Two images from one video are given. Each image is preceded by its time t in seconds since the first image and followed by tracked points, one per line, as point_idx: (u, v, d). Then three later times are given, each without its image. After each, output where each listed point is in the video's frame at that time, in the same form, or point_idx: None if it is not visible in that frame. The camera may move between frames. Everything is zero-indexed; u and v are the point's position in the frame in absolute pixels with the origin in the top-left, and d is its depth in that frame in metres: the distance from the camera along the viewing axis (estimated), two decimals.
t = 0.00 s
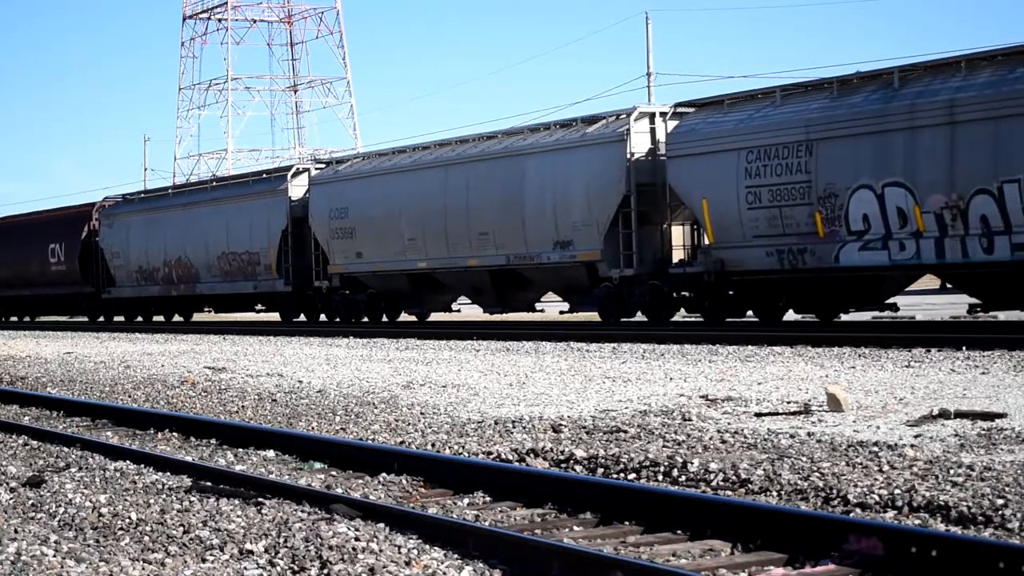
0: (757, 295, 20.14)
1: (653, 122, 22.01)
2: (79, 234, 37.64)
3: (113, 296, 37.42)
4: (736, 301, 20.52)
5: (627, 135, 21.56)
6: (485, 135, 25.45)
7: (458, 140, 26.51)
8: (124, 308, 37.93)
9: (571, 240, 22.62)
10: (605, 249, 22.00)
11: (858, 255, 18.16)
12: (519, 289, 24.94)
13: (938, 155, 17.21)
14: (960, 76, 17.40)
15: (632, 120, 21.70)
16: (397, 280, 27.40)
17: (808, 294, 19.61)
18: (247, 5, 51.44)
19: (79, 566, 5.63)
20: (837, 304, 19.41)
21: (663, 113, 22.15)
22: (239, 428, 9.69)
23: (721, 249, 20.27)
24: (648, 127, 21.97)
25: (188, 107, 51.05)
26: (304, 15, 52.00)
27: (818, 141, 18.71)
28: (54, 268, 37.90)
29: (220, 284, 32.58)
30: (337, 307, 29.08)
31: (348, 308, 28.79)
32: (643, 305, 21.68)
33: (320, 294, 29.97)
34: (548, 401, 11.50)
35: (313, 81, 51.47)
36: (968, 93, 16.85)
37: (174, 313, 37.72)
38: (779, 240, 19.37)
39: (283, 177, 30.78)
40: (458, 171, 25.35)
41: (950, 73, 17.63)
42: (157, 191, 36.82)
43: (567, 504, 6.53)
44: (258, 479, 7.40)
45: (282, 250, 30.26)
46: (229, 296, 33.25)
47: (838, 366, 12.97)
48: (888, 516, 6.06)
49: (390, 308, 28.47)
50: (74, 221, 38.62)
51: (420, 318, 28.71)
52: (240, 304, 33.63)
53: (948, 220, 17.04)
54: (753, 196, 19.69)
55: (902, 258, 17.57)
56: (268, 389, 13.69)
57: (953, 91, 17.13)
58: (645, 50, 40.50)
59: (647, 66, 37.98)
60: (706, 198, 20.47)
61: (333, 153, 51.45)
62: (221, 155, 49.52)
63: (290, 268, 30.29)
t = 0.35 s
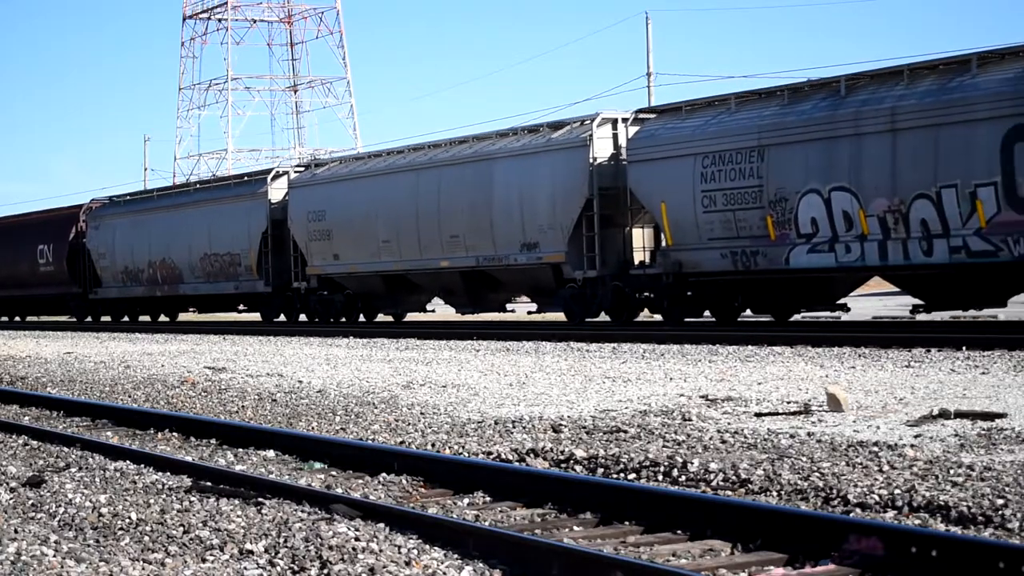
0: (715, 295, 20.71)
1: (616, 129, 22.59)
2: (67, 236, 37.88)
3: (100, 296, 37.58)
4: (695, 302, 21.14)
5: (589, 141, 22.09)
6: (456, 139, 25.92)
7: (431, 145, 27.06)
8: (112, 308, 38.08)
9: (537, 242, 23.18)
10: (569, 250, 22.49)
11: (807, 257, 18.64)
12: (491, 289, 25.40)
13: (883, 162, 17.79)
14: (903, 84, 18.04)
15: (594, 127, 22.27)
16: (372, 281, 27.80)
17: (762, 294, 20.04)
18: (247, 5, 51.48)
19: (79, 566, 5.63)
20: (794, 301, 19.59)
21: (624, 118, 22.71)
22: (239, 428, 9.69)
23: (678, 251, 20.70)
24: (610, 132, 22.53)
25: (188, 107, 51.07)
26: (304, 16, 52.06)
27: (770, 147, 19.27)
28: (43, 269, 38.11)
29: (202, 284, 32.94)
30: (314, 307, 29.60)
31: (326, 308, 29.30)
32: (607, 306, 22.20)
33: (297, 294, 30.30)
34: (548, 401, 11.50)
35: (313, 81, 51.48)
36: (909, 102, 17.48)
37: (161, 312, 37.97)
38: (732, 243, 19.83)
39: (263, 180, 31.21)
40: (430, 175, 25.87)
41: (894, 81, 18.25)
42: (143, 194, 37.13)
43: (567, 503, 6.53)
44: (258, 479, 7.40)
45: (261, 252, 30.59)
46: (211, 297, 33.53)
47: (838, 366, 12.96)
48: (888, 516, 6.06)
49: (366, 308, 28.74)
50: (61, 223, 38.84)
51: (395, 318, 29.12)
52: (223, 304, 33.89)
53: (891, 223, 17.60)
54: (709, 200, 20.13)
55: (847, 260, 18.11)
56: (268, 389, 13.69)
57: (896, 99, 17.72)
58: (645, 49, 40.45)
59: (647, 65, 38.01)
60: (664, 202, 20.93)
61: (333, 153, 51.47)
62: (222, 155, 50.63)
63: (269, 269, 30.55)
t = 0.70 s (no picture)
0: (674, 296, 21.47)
1: (581, 134, 23.04)
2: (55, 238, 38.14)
3: (87, 297, 37.81)
4: (655, 303, 21.90)
5: (554, 146, 22.62)
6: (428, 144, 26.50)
7: (404, 149, 27.62)
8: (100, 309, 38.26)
9: (505, 243, 23.66)
10: (536, 252, 23.04)
11: (759, 260, 19.34)
12: (462, 290, 25.81)
13: (829, 166, 18.51)
14: (850, 92, 18.81)
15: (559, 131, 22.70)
16: (348, 282, 28.30)
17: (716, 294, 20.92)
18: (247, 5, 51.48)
19: (79, 566, 5.63)
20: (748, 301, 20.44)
21: (590, 123, 23.18)
22: (239, 429, 9.69)
23: (638, 253, 21.40)
24: (575, 138, 22.99)
25: (187, 107, 51.07)
26: (304, 15, 52.07)
27: (724, 152, 19.93)
28: (32, 270, 38.39)
29: (185, 285, 33.32)
30: (293, 308, 29.77)
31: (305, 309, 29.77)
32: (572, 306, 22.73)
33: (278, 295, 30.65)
34: (548, 401, 11.50)
35: (313, 81, 51.47)
36: (853, 109, 18.23)
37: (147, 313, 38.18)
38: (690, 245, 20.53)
39: (244, 182, 31.65)
40: (402, 178, 26.38)
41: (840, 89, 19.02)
42: (127, 196, 37.46)
43: (567, 503, 6.53)
44: (258, 479, 7.40)
45: (242, 253, 31.05)
46: (194, 298, 33.86)
47: (838, 366, 12.96)
48: (888, 516, 6.06)
49: (345, 308, 29.23)
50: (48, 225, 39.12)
51: (374, 318, 29.55)
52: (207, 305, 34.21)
53: (837, 227, 18.36)
54: (667, 204, 20.83)
55: (797, 263, 18.86)
56: (268, 389, 13.69)
57: (841, 106, 18.50)
58: (645, 48, 40.39)
59: (647, 65, 38.00)
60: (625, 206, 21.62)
61: (333, 153, 51.48)
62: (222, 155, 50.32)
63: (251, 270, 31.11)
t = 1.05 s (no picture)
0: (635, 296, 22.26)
1: (547, 139, 23.84)
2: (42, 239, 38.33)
3: (75, 298, 38.08)
4: (619, 303, 22.59)
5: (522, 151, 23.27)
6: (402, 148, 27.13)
7: (380, 153, 28.24)
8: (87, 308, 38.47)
9: (475, 245, 24.24)
10: (504, 254, 23.66)
11: (714, 262, 20.04)
12: (435, 291, 26.57)
13: (780, 172, 19.25)
14: (800, 100, 19.61)
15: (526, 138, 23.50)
16: (326, 283, 28.92)
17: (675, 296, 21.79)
18: (247, 5, 51.45)
19: (79, 566, 5.63)
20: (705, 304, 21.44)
21: (556, 129, 24.00)
22: (239, 428, 9.69)
23: (601, 255, 22.13)
24: (542, 143, 23.77)
25: (188, 107, 51.03)
26: (304, 15, 52.02)
27: (681, 157, 20.66)
28: (20, 271, 38.60)
29: (169, 286, 33.61)
30: (274, 307, 30.28)
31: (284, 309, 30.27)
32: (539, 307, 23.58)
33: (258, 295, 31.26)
34: (548, 401, 11.49)
35: (313, 80, 51.40)
36: (802, 116, 19.01)
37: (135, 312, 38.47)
38: (649, 247, 21.22)
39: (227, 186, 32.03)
40: (377, 182, 26.98)
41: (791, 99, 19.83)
42: (113, 198, 37.76)
43: (567, 503, 6.53)
44: (258, 479, 7.40)
45: (225, 254, 31.48)
46: (178, 298, 34.14)
47: (838, 366, 12.96)
48: (887, 516, 6.06)
49: (323, 308, 29.80)
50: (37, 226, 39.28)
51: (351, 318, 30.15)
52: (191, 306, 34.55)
53: (787, 230, 19.10)
54: (627, 207, 21.58)
55: (750, 264, 19.56)
56: (267, 389, 13.69)
57: (791, 114, 19.28)
58: (646, 48, 40.33)
59: (647, 65, 37.96)
60: (588, 208, 22.37)
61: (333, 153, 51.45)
62: (221, 155, 50.60)
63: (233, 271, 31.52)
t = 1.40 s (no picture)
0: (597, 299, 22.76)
1: (514, 144, 24.53)
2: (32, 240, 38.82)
3: (64, 299, 38.49)
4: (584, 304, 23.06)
5: (491, 155, 23.94)
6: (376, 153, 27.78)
7: (355, 157, 28.87)
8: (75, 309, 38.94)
9: (447, 247, 24.85)
10: (473, 255, 24.27)
11: (672, 264, 20.61)
12: (409, 292, 27.07)
13: (733, 177, 19.79)
14: (751, 107, 20.18)
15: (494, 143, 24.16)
16: (304, 284, 29.41)
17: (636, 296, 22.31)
18: (247, 5, 51.42)
19: (79, 566, 5.63)
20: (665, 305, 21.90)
21: (522, 134, 24.61)
22: (239, 428, 9.69)
23: (565, 257, 22.64)
24: (509, 148, 24.46)
25: (188, 107, 51.03)
26: (304, 15, 51.98)
27: (639, 163, 21.25)
28: (10, 271, 39.14)
29: (153, 287, 34.12)
30: (256, 308, 30.81)
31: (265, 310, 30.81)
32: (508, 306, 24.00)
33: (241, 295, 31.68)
34: (548, 401, 11.49)
35: (313, 81, 51.38)
36: (754, 123, 19.55)
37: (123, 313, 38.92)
38: (610, 250, 21.82)
39: (210, 189, 32.56)
40: (351, 186, 27.59)
41: (743, 105, 20.37)
42: (99, 200, 38.31)
43: (567, 503, 6.53)
44: (258, 479, 7.40)
45: (207, 256, 31.94)
46: (162, 299, 34.63)
47: (838, 366, 12.96)
48: (888, 516, 6.06)
49: (303, 308, 30.29)
50: (26, 227, 39.82)
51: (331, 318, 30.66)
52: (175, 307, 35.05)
53: (740, 233, 19.65)
54: (590, 211, 22.15)
55: (705, 266, 20.14)
56: (267, 389, 13.69)
57: (742, 121, 19.83)
58: (646, 47, 40.28)
59: (647, 65, 37.93)
60: (553, 212, 22.91)
61: (333, 153, 51.43)
62: (221, 154, 51.05)
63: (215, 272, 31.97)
